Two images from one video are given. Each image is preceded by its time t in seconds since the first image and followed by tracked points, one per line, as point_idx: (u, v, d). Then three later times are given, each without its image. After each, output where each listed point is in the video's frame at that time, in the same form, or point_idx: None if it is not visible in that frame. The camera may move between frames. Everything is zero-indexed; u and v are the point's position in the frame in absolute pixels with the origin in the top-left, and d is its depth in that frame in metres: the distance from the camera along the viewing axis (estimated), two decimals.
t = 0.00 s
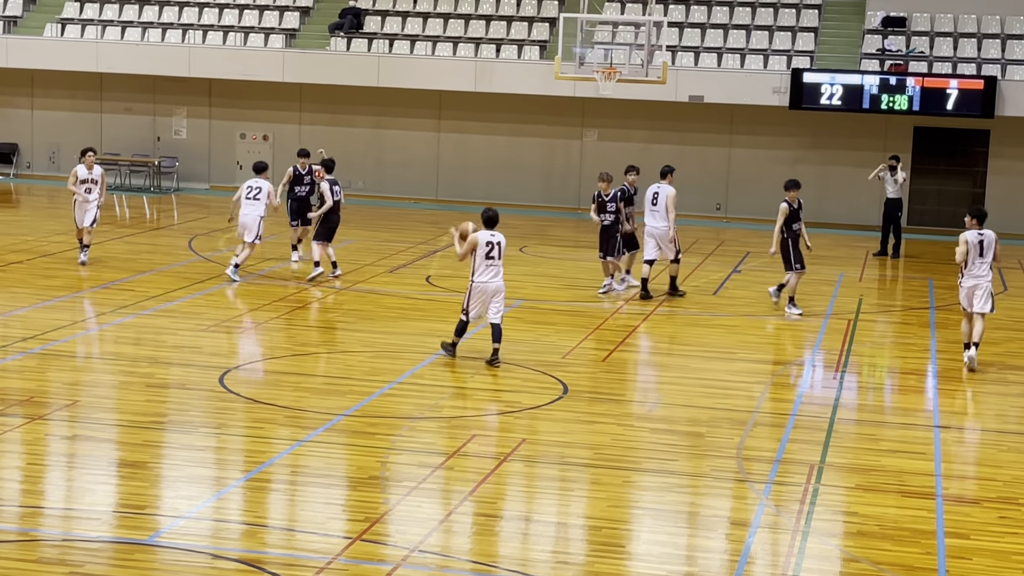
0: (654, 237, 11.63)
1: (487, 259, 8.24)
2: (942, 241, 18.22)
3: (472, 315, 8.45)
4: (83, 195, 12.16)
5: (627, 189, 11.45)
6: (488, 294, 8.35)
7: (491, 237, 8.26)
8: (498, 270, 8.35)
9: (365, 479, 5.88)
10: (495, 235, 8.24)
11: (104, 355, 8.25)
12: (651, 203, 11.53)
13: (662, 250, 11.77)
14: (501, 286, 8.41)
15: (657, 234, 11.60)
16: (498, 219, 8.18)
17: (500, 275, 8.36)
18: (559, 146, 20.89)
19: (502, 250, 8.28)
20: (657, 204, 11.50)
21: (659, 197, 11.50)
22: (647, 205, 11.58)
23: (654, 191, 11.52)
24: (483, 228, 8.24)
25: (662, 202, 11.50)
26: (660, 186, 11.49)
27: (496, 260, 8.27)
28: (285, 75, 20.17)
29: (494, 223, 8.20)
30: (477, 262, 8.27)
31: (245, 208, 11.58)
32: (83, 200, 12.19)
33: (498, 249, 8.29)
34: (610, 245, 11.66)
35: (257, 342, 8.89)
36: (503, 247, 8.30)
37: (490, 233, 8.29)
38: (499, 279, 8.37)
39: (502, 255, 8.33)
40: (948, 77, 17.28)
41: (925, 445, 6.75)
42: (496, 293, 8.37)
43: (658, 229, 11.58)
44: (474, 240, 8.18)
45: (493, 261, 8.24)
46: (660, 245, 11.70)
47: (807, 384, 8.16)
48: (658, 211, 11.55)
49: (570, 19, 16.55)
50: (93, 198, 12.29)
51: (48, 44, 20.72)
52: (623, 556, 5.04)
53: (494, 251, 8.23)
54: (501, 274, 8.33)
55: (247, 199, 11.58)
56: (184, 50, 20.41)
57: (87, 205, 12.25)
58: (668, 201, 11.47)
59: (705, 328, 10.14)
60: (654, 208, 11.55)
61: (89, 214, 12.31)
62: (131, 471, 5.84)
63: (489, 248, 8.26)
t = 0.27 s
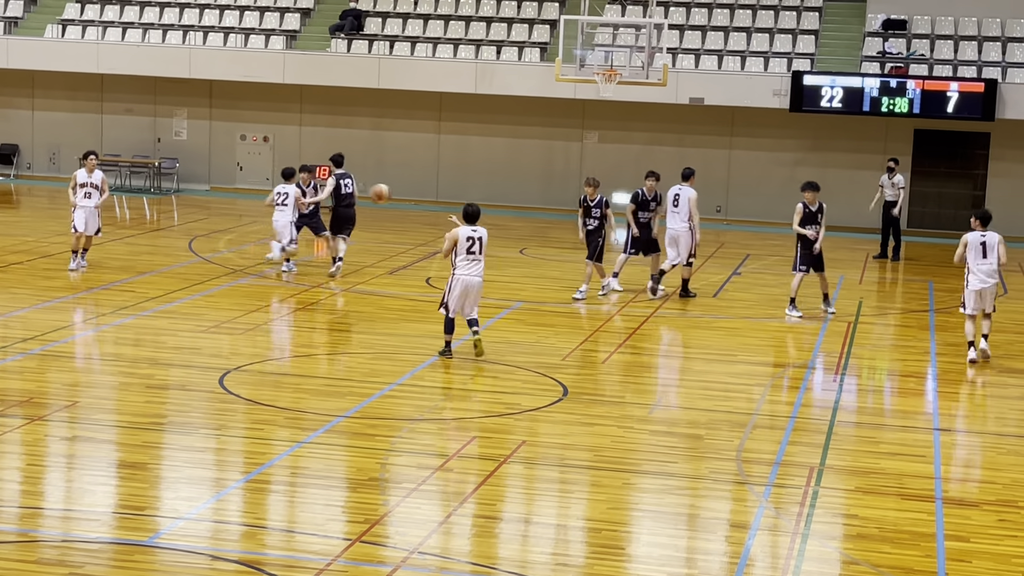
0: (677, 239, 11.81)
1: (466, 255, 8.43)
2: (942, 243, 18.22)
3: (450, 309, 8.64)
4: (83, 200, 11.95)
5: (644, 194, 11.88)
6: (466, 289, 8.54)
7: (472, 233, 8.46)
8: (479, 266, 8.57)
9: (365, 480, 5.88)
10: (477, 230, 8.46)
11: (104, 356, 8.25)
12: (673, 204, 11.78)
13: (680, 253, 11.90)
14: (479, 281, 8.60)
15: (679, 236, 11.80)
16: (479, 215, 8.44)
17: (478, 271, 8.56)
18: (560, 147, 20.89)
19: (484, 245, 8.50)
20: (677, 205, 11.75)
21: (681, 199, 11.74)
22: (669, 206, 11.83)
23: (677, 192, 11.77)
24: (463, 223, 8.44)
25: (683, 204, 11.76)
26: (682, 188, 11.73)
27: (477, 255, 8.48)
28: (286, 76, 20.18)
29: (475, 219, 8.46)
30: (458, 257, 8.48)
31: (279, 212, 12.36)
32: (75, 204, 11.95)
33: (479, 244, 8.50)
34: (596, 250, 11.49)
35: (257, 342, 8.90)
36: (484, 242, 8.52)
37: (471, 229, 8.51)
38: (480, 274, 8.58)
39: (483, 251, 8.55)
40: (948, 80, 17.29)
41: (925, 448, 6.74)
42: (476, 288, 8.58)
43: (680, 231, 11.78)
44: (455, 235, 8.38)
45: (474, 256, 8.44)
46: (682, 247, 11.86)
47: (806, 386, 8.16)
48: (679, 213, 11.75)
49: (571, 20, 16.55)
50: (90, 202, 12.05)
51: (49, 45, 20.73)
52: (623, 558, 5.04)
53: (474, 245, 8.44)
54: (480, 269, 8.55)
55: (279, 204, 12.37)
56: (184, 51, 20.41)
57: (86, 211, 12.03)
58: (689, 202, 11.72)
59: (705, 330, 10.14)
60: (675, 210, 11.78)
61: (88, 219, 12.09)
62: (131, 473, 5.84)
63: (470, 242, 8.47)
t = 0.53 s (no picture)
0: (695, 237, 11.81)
1: (452, 252, 8.66)
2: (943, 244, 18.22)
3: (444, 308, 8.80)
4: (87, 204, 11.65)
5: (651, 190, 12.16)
6: (456, 287, 8.69)
7: (460, 231, 8.70)
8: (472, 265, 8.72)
9: (365, 481, 5.88)
10: (467, 229, 8.69)
11: (104, 357, 8.25)
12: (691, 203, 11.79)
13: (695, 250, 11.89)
14: (470, 280, 8.72)
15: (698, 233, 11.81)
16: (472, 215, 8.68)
17: (468, 270, 8.70)
18: (560, 147, 20.89)
19: (476, 243, 8.69)
20: (698, 203, 11.81)
21: (702, 198, 11.80)
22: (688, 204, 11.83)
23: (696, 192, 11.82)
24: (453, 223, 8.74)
25: (704, 203, 11.81)
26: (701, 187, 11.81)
27: (468, 253, 8.68)
28: (286, 77, 20.17)
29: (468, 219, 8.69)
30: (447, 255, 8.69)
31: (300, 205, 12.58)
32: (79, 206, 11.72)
33: (467, 243, 8.69)
34: (584, 249, 11.33)
35: (258, 342, 8.90)
36: (475, 240, 8.70)
37: (462, 228, 8.75)
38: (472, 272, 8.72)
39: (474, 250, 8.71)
40: (948, 81, 17.29)
41: (925, 450, 6.75)
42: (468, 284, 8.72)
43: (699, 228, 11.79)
44: (442, 233, 8.70)
45: (463, 253, 8.65)
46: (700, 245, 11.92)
47: (806, 387, 8.16)
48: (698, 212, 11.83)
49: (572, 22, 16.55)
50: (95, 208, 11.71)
51: (50, 45, 20.73)
52: (623, 559, 5.04)
53: (462, 242, 8.66)
54: (471, 268, 8.69)
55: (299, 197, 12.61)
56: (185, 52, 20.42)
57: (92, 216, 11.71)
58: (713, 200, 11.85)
59: (705, 331, 10.14)
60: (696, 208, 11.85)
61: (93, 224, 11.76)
62: (132, 473, 5.84)
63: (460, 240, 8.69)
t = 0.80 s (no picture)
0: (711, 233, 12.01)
1: (453, 244, 8.87)
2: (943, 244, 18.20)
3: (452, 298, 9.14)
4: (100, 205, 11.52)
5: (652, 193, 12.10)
6: (459, 278, 8.96)
7: (462, 224, 8.88)
8: (475, 256, 8.94)
9: (366, 479, 5.88)
10: (468, 221, 8.85)
11: (105, 356, 8.24)
12: (710, 200, 11.98)
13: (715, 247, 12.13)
14: (472, 272, 8.94)
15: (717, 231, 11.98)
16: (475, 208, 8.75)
17: (470, 262, 8.91)
18: (561, 147, 20.89)
19: (478, 237, 8.87)
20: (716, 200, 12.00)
21: (719, 194, 12.02)
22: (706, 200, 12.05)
23: (713, 189, 12.02)
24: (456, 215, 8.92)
25: (721, 199, 12.02)
26: (718, 184, 12.02)
27: (470, 246, 8.87)
28: (287, 76, 20.18)
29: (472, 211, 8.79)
30: (449, 248, 8.90)
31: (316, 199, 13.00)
32: (92, 208, 11.67)
33: (468, 236, 8.88)
34: (568, 248, 11.31)
35: (259, 341, 8.90)
36: (476, 234, 8.87)
37: (463, 220, 8.90)
38: (475, 263, 8.94)
39: (475, 243, 8.90)
40: (949, 81, 17.28)
41: (926, 449, 6.74)
42: (471, 276, 8.95)
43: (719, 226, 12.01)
44: (446, 225, 8.90)
45: (464, 246, 8.84)
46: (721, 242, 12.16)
47: (807, 387, 8.16)
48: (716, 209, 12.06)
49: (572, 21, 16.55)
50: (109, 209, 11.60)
51: (51, 44, 20.74)
52: (623, 558, 5.04)
53: (463, 235, 8.86)
54: (473, 259, 8.91)
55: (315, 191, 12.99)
56: (186, 51, 20.42)
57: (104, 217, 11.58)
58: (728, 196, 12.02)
59: (706, 331, 10.14)
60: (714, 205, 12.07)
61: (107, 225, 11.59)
62: (132, 472, 5.84)
63: (461, 232, 8.88)
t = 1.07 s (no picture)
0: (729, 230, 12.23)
1: (461, 241, 9.08)
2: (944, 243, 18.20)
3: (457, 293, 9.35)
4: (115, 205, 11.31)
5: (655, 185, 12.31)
6: (464, 275, 9.16)
7: (471, 222, 9.07)
8: (482, 254, 9.16)
9: (366, 477, 5.89)
10: (476, 220, 9.06)
11: (105, 353, 8.24)
12: (727, 199, 12.10)
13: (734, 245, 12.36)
14: (477, 269, 9.16)
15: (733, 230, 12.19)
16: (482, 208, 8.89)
17: (475, 259, 9.13)
18: (562, 145, 20.90)
19: (485, 234, 9.10)
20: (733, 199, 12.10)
21: (736, 193, 12.11)
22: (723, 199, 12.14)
23: (729, 188, 12.13)
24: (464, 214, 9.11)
25: (738, 198, 12.11)
26: (737, 185, 12.06)
27: (475, 244, 9.11)
28: (288, 74, 20.17)
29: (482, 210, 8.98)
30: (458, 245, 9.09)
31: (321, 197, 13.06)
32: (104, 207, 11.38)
33: (475, 233, 9.09)
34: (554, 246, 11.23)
35: (260, 339, 8.90)
36: (483, 232, 9.10)
37: (472, 218, 9.10)
38: (480, 262, 9.18)
39: (480, 241, 9.14)
40: (950, 79, 17.28)
41: (926, 446, 6.75)
42: (477, 274, 9.19)
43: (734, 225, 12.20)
44: (455, 223, 9.04)
45: (470, 243, 9.05)
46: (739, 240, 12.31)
47: (808, 384, 8.16)
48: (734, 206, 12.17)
49: (573, 19, 16.55)
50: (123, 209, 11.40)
51: (51, 42, 20.74)
52: (624, 556, 5.04)
53: (471, 233, 9.05)
54: (478, 257, 9.14)
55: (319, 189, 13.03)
56: (187, 50, 20.43)
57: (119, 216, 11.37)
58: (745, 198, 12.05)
59: (707, 328, 10.15)
60: (730, 204, 12.16)
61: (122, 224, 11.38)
62: (133, 470, 5.84)
63: (468, 231, 9.06)
